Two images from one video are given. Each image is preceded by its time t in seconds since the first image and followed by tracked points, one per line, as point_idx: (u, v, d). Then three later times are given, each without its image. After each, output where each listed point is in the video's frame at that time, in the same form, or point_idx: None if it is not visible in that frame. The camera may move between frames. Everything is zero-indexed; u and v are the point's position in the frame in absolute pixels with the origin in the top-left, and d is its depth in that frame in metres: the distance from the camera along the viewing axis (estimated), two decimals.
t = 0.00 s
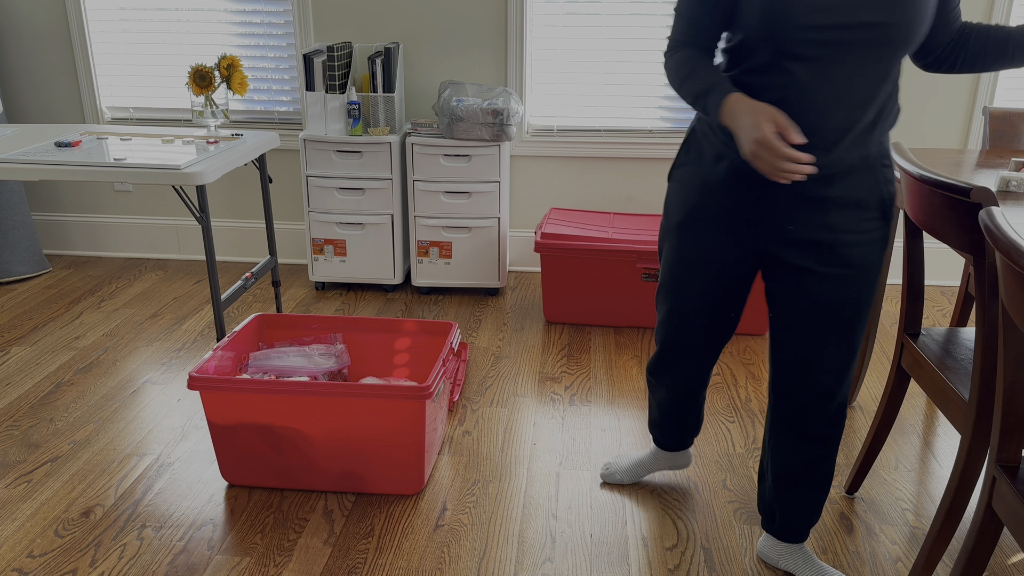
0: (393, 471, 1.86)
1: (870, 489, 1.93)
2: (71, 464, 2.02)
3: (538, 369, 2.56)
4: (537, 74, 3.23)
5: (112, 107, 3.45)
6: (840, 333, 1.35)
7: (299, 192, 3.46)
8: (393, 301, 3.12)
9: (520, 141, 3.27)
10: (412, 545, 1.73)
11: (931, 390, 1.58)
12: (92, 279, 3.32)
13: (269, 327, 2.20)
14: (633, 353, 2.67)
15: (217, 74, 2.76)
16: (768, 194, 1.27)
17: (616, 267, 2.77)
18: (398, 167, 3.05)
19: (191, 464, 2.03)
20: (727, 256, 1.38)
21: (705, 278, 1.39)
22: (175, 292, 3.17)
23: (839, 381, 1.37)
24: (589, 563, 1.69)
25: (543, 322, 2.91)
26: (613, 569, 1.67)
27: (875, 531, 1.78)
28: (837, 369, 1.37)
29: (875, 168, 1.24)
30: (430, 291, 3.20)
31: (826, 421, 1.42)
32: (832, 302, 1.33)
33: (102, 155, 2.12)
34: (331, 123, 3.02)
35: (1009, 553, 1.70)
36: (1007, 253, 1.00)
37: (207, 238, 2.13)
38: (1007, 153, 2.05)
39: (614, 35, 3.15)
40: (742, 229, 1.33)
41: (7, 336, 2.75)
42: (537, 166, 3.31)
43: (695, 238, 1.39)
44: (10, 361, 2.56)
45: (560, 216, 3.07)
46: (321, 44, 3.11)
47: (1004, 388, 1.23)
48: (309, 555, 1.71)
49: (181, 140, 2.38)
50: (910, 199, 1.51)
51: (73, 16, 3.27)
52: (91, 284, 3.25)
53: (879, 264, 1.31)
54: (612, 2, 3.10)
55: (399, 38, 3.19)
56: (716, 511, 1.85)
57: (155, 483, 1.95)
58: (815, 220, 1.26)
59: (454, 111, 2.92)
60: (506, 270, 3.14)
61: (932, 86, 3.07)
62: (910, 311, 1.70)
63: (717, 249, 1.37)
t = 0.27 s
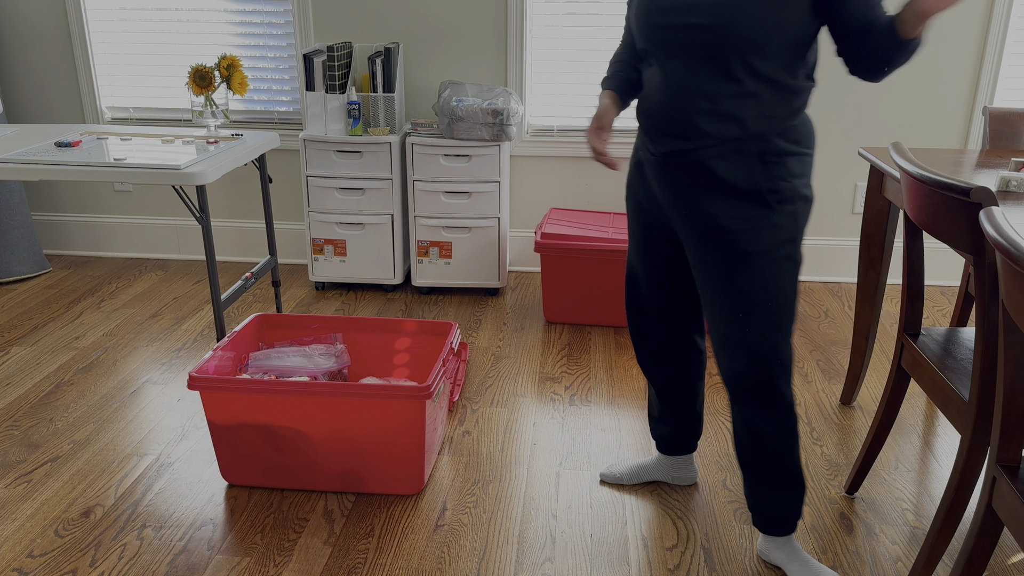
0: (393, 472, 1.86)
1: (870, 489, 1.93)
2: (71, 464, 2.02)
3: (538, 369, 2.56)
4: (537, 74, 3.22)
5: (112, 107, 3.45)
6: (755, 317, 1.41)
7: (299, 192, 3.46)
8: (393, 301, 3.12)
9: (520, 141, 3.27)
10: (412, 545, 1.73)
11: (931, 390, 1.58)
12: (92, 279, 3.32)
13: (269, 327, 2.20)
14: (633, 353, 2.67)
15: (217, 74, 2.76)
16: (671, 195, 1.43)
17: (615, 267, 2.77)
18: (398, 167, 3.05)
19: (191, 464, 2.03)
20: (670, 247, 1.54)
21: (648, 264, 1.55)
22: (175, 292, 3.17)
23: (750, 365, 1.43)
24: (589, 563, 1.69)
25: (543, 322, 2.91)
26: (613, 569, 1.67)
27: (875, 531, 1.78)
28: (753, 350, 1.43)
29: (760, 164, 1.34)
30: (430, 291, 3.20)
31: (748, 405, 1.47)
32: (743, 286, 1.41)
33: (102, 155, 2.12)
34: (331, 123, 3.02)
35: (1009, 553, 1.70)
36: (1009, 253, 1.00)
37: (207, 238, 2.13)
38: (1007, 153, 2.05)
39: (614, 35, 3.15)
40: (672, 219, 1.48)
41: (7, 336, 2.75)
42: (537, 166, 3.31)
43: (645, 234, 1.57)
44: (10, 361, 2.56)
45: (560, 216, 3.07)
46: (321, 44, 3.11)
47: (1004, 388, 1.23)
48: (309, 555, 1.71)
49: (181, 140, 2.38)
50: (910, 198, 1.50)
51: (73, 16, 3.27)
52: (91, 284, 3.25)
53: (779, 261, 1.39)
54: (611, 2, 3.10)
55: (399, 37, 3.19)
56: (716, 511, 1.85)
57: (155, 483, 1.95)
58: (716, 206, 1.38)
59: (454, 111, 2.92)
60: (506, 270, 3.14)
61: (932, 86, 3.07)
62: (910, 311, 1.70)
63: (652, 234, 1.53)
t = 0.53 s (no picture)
0: (393, 471, 1.86)
1: (870, 489, 1.93)
2: (71, 464, 2.02)
3: (538, 369, 2.56)
4: (537, 74, 3.23)
5: (112, 107, 3.45)
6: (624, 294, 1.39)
7: (299, 192, 3.46)
8: (393, 301, 3.12)
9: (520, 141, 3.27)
10: (412, 545, 1.74)
11: (931, 390, 1.58)
12: (92, 279, 3.32)
13: (269, 327, 2.20)
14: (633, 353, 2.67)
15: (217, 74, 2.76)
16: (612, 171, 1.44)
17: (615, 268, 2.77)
18: (398, 167, 3.05)
19: (191, 464, 2.03)
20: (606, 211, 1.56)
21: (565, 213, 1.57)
22: (175, 292, 3.17)
23: (608, 335, 1.41)
24: (589, 563, 1.69)
25: (543, 322, 2.91)
26: (613, 569, 1.67)
27: (875, 531, 1.78)
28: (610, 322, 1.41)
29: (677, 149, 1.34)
30: (430, 291, 3.20)
31: (598, 370, 1.45)
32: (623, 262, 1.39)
33: (102, 155, 2.12)
34: (331, 124, 3.02)
35: (1009, 553, 1.70)
36: (1007, 253, 1.00)
37: (207, 238, 2.13)
38: (1006, 153, 2.05)
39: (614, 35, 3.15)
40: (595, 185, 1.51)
41: (7, 336, 2.75)
42: (537, 166, 3.31)
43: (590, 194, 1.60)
44: (10, 361, 2.56)
45: (561, 216, 3.07)
46: (321, 44, 3.11)
47: (1004, 388, 1.23)
48: (309, 555, 1.71)
49: (181, 140, 2.38)
50: (910, 199, 1.51)
51: (73, 16, 3.27)
52: (91, 284, 3.25)
53: (669, 245, 1.35)
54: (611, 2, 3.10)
55: (399, 37, 3.19)
56: (716, 511, 1.85)
57: (155, 483, 1.95)
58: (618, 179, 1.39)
59: (454, 111, 2.92)
60: (506, 270, 3.14)
61: (931, 86, 3.07)
62: (910, 311, 1.71)
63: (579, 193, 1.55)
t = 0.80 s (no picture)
0: (393, 471, 1.87)
1: (870, 489, 1.93)
2: (71, 464, 2.02)
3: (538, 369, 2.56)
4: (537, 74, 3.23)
5: (113, 107, 3.46)
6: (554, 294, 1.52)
7: (299, 192, 3.46)
8: (393, 301, 3.12)
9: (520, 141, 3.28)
10: (412, 545, 1.74)
11: (931, 390, 1.58)
12: (92, 279, 3.32)
13: (269, 327, 2.20)
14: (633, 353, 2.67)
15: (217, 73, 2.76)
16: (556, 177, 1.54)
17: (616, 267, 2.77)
18: (398, 167, 3.05)
19: (191, 464, 2.03)
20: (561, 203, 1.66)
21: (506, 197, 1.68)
22: (175, 292, 3.18)
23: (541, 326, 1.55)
24: (589, 564, 1.69)
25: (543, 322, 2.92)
26: (613, 569, 1.68)
27: (875, 531, 1.78)
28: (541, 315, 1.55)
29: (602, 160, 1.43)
30: (430, 291, 3.20)
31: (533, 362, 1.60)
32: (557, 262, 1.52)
33: (102, 155, 2.12)
34: (331, 124, 3.02)
35: (1009, 553, 1.70)
36: (1008, 252, 1.00)
37: (207, 238, 2.13)
38: (1007, 153, 2.05)
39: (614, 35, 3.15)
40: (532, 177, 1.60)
41: (7, 336, 2.75)
42: (537, 166, 3.31)
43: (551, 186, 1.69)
44: (10, 361, 2.56)
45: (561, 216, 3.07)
46: (321, 44, 3.11)
47: (1004, 388, 1.23)
48: (309, 555, 1.71)
49: (181, 140, 2.38)
50: (910, 199, 1.51)
51: (73, 16, 3.27)
52: (91, 284, 3.26)
53: (592, 253, 1.47)
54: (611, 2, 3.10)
55: (399, 37, 3.19)
56: (716, 511, 1.85)
57: (155, 483, 1.95)
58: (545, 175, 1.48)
59: (454, 111, 2.91)
60: (506, 270, 3.14)
61: (931, 86, 3.07)
62: (911, 311, 1.71)
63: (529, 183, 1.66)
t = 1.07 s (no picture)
0: (393, 471, 1.87)
1: (870, 489, 1.93)
2: (71, 464, 2.02)
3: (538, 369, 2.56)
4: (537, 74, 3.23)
5: (113, 107, 3.46)
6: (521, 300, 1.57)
7: (299, 192, 3.46)
8: (393, 301, 3.12)
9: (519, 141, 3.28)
10: (412, 545, 1.74)
11: (931, 390, 1.58)
12: (92, 279, 3.32)
13: (269, 327, 2.20)
14: (633, 353, 2.67)
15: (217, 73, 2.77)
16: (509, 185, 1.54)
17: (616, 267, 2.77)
18: (398, 167, 3.04)
19: (192, 464, 2.03)
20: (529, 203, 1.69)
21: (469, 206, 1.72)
22: (175, 292, 3.18)
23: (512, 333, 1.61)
24: (589, 563, 1.69)
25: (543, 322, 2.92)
26: (612, 569, 1.68)
27: (875, 531, 1.78)
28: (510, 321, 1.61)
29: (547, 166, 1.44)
30: (430, 291, 3.20)
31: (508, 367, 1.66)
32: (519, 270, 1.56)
33: (102, 155, 2.12)
34: (331, 124, 3.02)
35: (1009, 553, 1.70)
36: (1008, 252, 1.00)
37: (207, 238, 2.13)
38: (1007, 153, 2.05)
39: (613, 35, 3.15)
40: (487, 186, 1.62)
41: (7, 336, 2.75)
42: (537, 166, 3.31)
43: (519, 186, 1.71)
44: (10, 361, 2.56)
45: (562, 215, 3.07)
46: (321, 44, 3.11)
47: (1004, 388, 1.23)
48: (309, 555, 1.71)
49: (181, 140, 2.38)
50: (910, 199, 1.51)
51: (73, 16, 3.27)
52: (91, 284, 3.26)
53: (552, 257, 1.50)
54: (611, 2, 3.10)
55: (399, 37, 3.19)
56: (716, 511, 1.85)
57: (155, 483, 1.95)
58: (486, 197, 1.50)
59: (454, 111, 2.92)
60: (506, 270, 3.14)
61: (931, 87, 3.07)
62: (910, 310, 1.71)
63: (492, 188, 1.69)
